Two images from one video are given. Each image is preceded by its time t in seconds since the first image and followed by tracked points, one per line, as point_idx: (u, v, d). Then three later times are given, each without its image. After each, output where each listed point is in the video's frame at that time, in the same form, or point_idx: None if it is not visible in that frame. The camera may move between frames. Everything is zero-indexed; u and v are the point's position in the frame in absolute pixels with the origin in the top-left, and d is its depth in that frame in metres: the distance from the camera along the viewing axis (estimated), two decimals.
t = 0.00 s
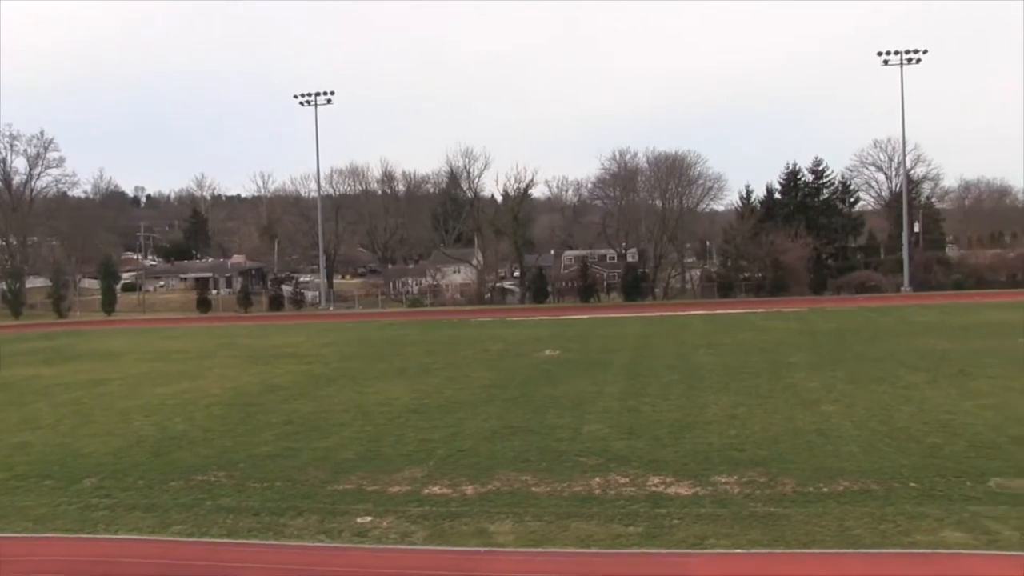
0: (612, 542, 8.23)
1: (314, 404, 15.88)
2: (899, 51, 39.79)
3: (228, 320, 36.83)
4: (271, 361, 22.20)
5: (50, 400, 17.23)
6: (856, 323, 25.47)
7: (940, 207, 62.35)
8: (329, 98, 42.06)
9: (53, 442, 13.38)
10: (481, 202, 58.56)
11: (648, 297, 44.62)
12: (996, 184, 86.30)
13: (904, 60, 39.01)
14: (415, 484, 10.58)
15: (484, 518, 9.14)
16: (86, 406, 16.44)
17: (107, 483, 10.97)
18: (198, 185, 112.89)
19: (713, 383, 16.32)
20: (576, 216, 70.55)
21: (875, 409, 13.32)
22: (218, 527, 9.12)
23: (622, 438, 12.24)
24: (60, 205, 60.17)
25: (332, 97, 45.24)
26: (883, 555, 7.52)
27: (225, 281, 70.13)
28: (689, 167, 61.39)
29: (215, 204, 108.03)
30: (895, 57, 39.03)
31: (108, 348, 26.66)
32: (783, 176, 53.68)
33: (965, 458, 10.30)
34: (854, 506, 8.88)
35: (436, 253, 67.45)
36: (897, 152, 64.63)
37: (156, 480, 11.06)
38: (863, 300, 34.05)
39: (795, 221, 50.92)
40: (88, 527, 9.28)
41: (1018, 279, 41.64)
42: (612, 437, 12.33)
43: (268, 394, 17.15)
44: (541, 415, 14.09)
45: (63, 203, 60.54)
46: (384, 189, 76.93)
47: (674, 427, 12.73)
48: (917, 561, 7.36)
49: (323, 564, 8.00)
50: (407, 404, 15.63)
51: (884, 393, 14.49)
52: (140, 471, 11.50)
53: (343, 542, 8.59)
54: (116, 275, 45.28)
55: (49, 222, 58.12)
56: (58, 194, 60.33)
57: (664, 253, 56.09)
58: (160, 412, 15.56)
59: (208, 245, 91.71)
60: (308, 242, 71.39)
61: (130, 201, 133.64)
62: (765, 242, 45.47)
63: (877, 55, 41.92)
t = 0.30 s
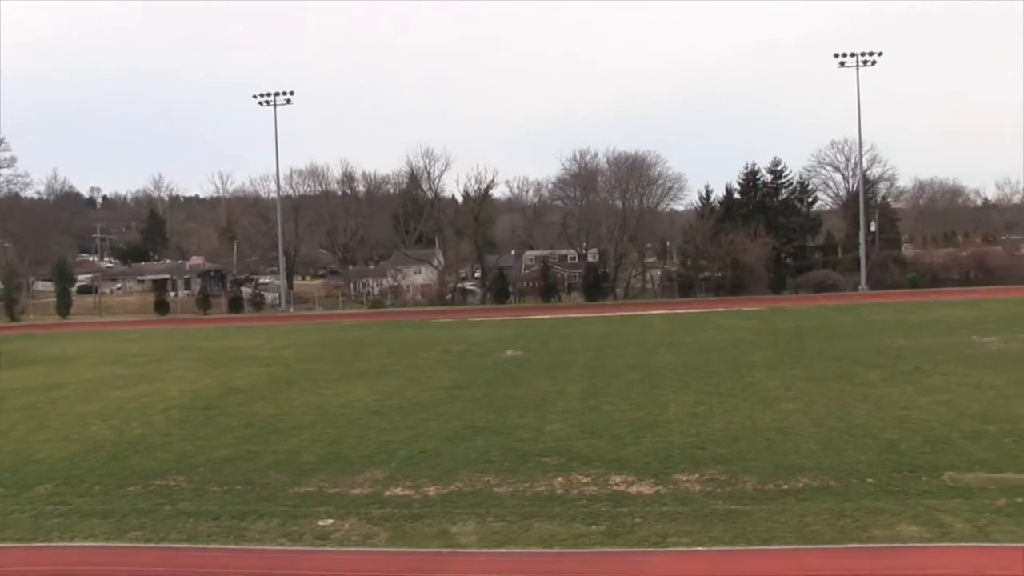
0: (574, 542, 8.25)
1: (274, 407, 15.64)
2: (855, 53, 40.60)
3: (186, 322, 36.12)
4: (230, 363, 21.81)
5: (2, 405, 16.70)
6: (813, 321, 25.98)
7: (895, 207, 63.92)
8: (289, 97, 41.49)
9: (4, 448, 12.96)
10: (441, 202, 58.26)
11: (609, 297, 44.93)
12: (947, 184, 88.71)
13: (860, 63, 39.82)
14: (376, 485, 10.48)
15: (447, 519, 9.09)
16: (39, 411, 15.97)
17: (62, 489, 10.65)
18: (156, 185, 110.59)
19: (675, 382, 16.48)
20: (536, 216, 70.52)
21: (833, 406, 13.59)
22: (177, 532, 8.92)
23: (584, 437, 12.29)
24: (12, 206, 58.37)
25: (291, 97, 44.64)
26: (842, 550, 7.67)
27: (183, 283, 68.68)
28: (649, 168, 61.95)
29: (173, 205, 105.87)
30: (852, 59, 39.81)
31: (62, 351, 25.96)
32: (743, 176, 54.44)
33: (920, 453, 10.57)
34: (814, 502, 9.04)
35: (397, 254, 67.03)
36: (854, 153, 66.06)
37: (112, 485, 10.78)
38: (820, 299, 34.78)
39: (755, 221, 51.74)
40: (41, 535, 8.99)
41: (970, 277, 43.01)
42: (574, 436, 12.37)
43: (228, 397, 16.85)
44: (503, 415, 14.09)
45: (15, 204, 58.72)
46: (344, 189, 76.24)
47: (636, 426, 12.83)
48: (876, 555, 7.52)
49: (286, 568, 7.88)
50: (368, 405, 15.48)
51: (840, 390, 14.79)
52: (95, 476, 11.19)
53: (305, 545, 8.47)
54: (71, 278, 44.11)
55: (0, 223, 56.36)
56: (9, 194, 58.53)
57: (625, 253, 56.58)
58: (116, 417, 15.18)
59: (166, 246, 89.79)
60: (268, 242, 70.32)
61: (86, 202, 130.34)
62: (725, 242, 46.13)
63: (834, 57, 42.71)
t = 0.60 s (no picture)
0: (535, 542, 8.26)
1: (233, 409, 15.36)
2: (811, 56, 41.34)
3: (141, 324, 35.32)
4: (188, 365, 21.36)
5: None
6: (770, 320, 26.44)
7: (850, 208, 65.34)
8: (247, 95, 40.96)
9: None
10: (401, 202, 57.86)
11: (569, 297, 45.13)
12: (901, 185, 90.93)
13: (816, 66, 40.59)
14: (336, 487, 10.35)
15: (408, 520, 9.01)
16: None
17: (12, 495, 10.30)
18: (110, 185, 108.02)
19: (635, 381, 16.62)
20: (496, 216, 70.44)
21: (790, 404, 13.82)
22: (134, 537, 8.69)
23: (544, 438, 12.31)
24: None
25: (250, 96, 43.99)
26: (802, 546, 7.80)
27: (139, 285, 67.12)
28: (608, 169, 62.36)
29: (128, 204, 103.40)
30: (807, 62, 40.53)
31: (12, 354, 25.17)
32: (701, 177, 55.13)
33: (875, 450, 10.82)
34: (772, 499, 9.19)
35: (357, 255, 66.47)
36: (810, 154, 67.37)
37: (65, 491, 10.45)
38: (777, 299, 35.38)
39: (713, 221, 52.48)
40: None
41: (923, 277, 44.18)
42: (535, 437, 12.39)
43: (185, 399, 16.49)
44: (463, 416, 14.06)
45: None
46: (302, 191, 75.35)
47: (597, 426, 12.91)
48: (834, 551, 7.67)
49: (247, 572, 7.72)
50: (328, 407, 15.29)
51: (796, 389, 15.07)
52: (47, 482, 10.85)
53: (265, 548, 8.32)
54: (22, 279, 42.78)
55: None
56: None
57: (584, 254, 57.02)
58: (69, 421, 14.75)
59: (121, 247, 87.67)
60: (225, 243, 69.15)
61: (38, 203, 126.82)
62: (683, 242, 46.69)
63: (791, 59, 43.41)
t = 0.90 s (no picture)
0: (500, 544, 8.24)
1: (193, 413, 15.06)
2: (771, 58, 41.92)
3: (98, 328, 34.50)
4: (146, 369, 20.90)
5: None
6: (731, 321, 26.82)
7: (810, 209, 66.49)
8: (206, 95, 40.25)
9: None
10: (363, 204, 57.32)
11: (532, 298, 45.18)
12: (859, 185, 92.84)
13: (776, 68, 41.21)
14: (299, 491, 10.20)
15: (371, 524, 8.92)
16: None
17: None
18: (67, 186, 105.33)
19: (599, 382, 16.70)
20: (458, 217, 70.12)
21: (752, 403, 14.02)
22: (91, 545, 8.46)
23: (508, 439, 12.30)
24: None
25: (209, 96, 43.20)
26: (765, 545, 7.91)
27: (97, 288, 65.46)
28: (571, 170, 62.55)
29: (85, 207, 100.84)
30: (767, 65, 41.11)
31: None
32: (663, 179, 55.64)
33: (835, 448, 11.02)
34: (734, 498, 9.31)
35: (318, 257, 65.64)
36: (770, 156, 68.42)
37: (20, 499, 10.13)
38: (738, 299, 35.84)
39: (674, 222, 53.02)
40: None
41: (882, 276, 45.24)
42: (498, 438, 12.36)
43: (144, 404, 16.14)
44: (426, 418, 13.97)
45: None
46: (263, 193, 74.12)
47: (560, 427, 12.93)
48: (796, 548, 7.79)
49: None
50: (290, 410, 15.08)
51: (757, 389, 15.28)
52: None
53: (227, 554, 8.16)
54: None
55: None
56: None
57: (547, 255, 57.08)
58: (24, 427, 14.33)
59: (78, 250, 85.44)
60: (185, 246, 67.80)
61: None
62: (645, 242, 47.09)
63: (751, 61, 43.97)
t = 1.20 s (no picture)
0: (465, 546, 8.21)
1: (153, 418, 14.75)
2: (731, 62, 42.47)
3: (55, 333, 33.61)
4: (104, 375, 20.42)
5: None
6: (694, 322, 27.13)
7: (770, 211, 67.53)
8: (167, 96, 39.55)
9: None
10: (325, 207, 56.74)
11: (496, 301, 45.16)
12: (819, 187, 94.52)
13: (737, 72, 41.76)
14: (262, 496, 10.04)
15: (335, 528, 8.81)
16: None
17: None
18: (23, 189, 102.47)
19: (563, 384, 16.74)
20: (422, 220, 69.75)
21: (714, 404, 14.18)
22: (47, 556, 8.22)
23: (472, 442, 12.28)
24: None
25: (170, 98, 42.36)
26: (729, 544, 7.99)
27: (55, 293, 63.73)
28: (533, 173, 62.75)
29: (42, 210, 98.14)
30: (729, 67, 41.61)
31: None
32: (625, 181, 56.10)
33: (797, 447, 11.20)
34: (698, 498, 9.40)
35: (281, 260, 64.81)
36: (732, 158, 69.35)
37: None
38: (699, 300, 36.23)
39: (637, 223, 53.45)
40: None
41: (842, 276, 46.15)
42: (461, 441, 12.32)
43: (104, 409, 15.76)
44: (390, 421, 13.86)
45: None
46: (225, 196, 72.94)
47: (525, 429, 12.94)
48: (760, 546, 7.89)
49: None
50: (254, 414, 14.83)
51: (719, 389, 15.47)
52: None
53: (189, 561, 8.00)
54: None
55: None
56: None
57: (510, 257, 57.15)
58: None
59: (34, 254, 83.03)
60: (145, 249, 66.45)
61: None
62: (609, 244, 47.41)
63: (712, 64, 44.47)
